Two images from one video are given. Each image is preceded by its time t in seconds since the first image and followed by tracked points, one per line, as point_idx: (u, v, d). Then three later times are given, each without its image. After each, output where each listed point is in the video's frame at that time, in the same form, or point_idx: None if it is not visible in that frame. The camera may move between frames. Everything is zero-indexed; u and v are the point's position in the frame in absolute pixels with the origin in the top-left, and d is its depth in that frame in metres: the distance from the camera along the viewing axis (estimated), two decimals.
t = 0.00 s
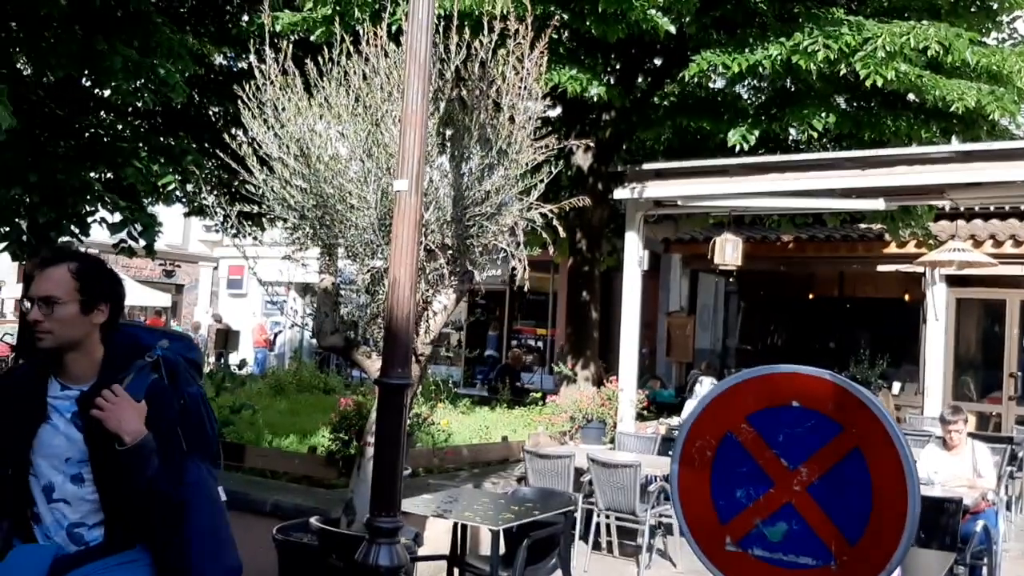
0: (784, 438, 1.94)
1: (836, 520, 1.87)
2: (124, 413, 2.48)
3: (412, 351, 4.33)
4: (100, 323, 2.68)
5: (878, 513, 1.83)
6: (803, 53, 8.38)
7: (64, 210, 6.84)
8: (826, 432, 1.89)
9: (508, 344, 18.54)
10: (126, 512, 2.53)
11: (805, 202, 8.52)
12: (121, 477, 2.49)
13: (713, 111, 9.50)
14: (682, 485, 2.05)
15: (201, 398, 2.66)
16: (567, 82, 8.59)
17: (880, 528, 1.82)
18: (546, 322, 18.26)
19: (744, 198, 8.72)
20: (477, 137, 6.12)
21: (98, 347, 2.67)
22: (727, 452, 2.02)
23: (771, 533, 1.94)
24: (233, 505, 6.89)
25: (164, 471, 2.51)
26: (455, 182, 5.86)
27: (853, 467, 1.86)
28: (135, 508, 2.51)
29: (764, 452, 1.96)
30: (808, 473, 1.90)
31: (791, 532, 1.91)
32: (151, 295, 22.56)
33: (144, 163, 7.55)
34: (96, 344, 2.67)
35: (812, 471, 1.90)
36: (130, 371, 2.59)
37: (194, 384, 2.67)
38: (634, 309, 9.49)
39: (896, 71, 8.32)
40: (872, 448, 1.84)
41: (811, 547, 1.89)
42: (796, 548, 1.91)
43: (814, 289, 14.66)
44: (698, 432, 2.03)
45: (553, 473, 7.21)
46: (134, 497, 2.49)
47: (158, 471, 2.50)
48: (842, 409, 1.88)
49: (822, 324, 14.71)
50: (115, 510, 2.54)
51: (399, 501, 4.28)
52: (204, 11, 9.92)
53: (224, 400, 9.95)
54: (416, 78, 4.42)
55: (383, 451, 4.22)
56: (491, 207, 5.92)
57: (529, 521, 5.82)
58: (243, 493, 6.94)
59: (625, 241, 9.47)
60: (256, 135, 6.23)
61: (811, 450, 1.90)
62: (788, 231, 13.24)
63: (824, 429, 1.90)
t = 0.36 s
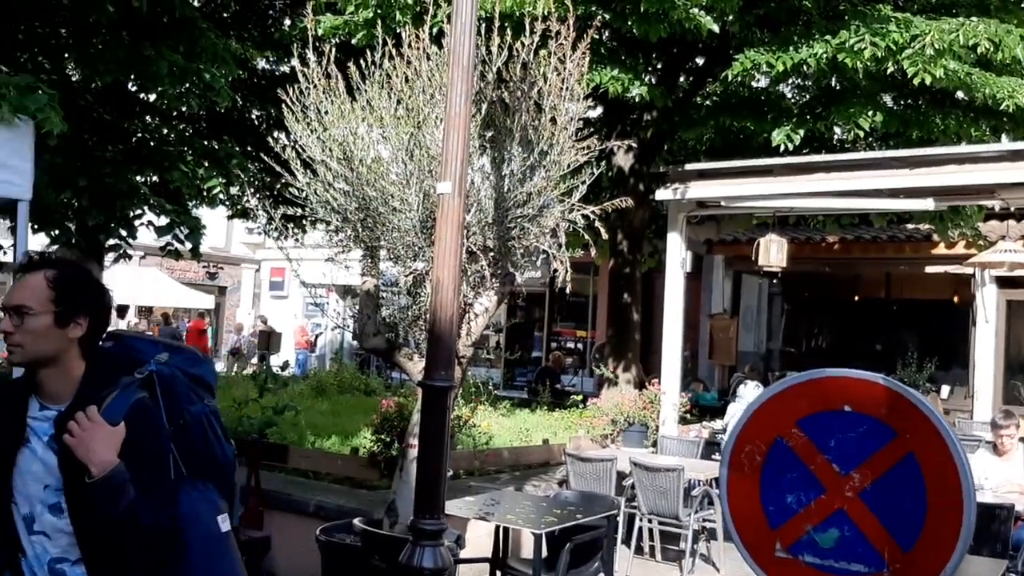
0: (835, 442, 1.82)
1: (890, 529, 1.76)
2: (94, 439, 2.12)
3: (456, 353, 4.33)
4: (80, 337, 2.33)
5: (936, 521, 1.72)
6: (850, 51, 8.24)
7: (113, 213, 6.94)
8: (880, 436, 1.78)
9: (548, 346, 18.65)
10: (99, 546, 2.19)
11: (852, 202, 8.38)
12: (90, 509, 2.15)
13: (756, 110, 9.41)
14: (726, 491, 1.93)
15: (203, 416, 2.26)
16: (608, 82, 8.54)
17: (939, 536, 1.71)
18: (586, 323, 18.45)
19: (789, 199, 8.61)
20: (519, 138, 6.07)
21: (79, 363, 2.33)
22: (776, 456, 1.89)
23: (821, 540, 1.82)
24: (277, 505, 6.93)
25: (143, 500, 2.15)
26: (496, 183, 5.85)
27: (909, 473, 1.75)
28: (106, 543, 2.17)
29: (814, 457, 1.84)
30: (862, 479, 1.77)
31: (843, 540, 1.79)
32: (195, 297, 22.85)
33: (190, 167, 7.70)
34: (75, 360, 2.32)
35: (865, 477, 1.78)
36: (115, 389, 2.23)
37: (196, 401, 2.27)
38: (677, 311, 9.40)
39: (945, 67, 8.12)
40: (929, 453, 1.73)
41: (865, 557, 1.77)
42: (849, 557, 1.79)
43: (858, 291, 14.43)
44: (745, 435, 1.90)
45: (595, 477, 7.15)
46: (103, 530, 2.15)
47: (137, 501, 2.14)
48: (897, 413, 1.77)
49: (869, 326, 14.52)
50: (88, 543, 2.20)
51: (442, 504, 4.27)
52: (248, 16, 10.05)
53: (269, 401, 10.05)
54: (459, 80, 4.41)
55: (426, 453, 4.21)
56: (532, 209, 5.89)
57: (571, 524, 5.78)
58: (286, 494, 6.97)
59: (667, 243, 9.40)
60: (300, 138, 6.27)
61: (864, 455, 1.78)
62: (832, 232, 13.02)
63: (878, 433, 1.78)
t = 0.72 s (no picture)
0: (903, 447, 1.82)
1: (960, 537, 1.74)
2: (28, 445, 1.92)
3: (515, 357, 4.37)
4: (21, 332, 2.16)
5: (1006, 528, 1.69)
6: (914, 49, 8.08)
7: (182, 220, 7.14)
8: (949, 441, 1.77)
9: (606, 349, 18.64)
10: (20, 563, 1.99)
11: (916, 204, 8.24)
12: (15, 523, 1.95)
13: (815, 110, 9.28)
14: (795, 495, 1.95)
15: (166, 424, 2.12)
16: (666, 85, 8.52)
17: (1009, 545, 1.68)
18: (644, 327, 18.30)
19: (851, 200, 8.48)
20: (576, 142, 6.08)
21: (19, 362, 2.16)
22: (844, 461, 1.91)
23: (889, 546, 1.82)
24: (339, 505, 7.04)
25: (81, 514, 1.98)
26: (553, 187, 5.87)
27: (979, 479, 1.73)
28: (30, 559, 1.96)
29: (883, 462, 1.85)
30: (931, 485, 1.78)
31: (911, 546, 1.79)
32: (258, 301, 23.32)
33: (254, 174, 7.82)
34: (15, 356, 2.16)
35: (934, 483, 1.77)
36: (63, 391, 2.05)
37: (160, 409, 2.13)
38: (737, 314, 9.31)
39: (1013, 65, 7.94)
40: (999, 459, 1.71)
41: (934, 564, 1.76)
42: (916, 564, 1.78)
43: (924, 294, 14.34)
44: (813, 439, 1.93)
45: (654, 480, 7.14)
46: (32, 547, 1.94)
47: (73, 515, 1.96)
48: (967, 418, 1.76)
49: (937, 328, 14.55)
50: (19, 560, 1.99)
51: (502, 506, 4.31)
52: (309, 26, 10.26)
53: (331, 403, 10.24)
54: (517, 85, 4.46)
55: (485, 455, 4.26)
56: (590, 212, 5.90)
57: (630, 528, 5.78)
58: (348, 494, 7.08)
59: (727, 245, 9.32)
60: (361, 145, 6.38)
61: (933, 461, 1.78)
62: (896, 234, 12.66)
63: (947, 438, 1.78)
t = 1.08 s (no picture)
0: (950, 449, 1.80)
1: (1009, 541, 1.71)
2: None
3: (549, 358, 4.34)
4: None
5: None
6: (952, 46, 7.92)
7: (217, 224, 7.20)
8: (996, 443, 1.75)
9: (639, 351, 18.68)
10: None
11: (954, 203, 8.12)
12: None
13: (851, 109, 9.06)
14: (838, 497, 1.93)
15: (85, 456, 2.93)
16: (700, 84, 8.45)
17: None
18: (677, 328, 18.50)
19: (888, 199, 8.37)
20: (609, 142, 6.03)
21: None
22: (887, 464, 1.88)
23: (935, 550, 1.79)
24: (374, 507, 7.06)
25: None
26: (586, 188, 5.82)
27: None
28: None
29: (929, 465, 1.82)
30: (978, 487, 1.75)
31: (959, 550, 1.76)
32: (291, 304, 23.50)
33: (288, 178, 7.85)
34: None
35: (982, 485, 1.75)
36: None
37: (80, 439, 2.95)
38: (772, 316, 9.20)
39: None
40: None
41: (982, 569, 1.73)
42: (964, 568, 1.75)
43: (964, 294, 13.96)
44: (857, 441, 1.91)
45: (690, 484, 7.07)
46: None
47: None
48: (1016, 420, 1.73)
49: (978, 328, 14.17)
50: None
51: (538, 510, 4.29)
52: (341, 31, 10.33)
53: (364, 405, 10.28)
54: (550, 85, 4.43)
55: (521, 456, 4.23)
56: (624, 213, 5.84)
57: (666, 532, 5.72)
58: (382, 496, 7.08)
59: (762, 246, 9.22)
60: (393, 148, 6.39)
61: (981, 463, 1.76)
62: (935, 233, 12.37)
63: (995, 440, 1.75)
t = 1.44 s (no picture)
0: (1000, 453, 1.75)
1: None
2: None
3: (587, 359, 4.32)
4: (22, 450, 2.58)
5: None
6: (995, 43, 7.79)
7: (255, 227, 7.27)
8: None
9: (674, 353, 18.61)
10: None
11: (997, 204, 7.96)
12: None
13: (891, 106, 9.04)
14: (886, 503, 1.90)
15: None
16: (737, 84, 8.38)
17: None
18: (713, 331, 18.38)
19: (930, 200, 8.23)
20: (646, 143, 5.99)
21: None
22: (934, 468, 1.85)
23: (985, 556, 1.74)
24: (410, 509, 7.09)
25: None
26: (623, 189, 5.78)
27: None
28: None
29: (979, 471, 1.78)
30: None
31: (1010, 556, 1.71)
32: (326, 307, 23.69)
33: (325, 181, 7.90)
34: None
35: None
36: None
37: None
38: (811, 318, 9.09)
39: None
40: None
41: None
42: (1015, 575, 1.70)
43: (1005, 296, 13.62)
44: (903, 444, 1.88)
45: (728, 487, 7.02)
46: None
47: None
48: None
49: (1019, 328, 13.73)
50: None
51: (576, 514, 4.27)
52: (376, 35, 10.39)
53: (400, 407, 10.34)
54: (587, 86, 4.41)
55: (558, 459, 4.21)
56: (661, 214, 5.78)
57: (705, 536, 5.66)
58: (418, 497, 7.11)
59: (800, 247, 9.11)
60: (429, 150, 6.40)
61: None
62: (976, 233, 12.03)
63: None
